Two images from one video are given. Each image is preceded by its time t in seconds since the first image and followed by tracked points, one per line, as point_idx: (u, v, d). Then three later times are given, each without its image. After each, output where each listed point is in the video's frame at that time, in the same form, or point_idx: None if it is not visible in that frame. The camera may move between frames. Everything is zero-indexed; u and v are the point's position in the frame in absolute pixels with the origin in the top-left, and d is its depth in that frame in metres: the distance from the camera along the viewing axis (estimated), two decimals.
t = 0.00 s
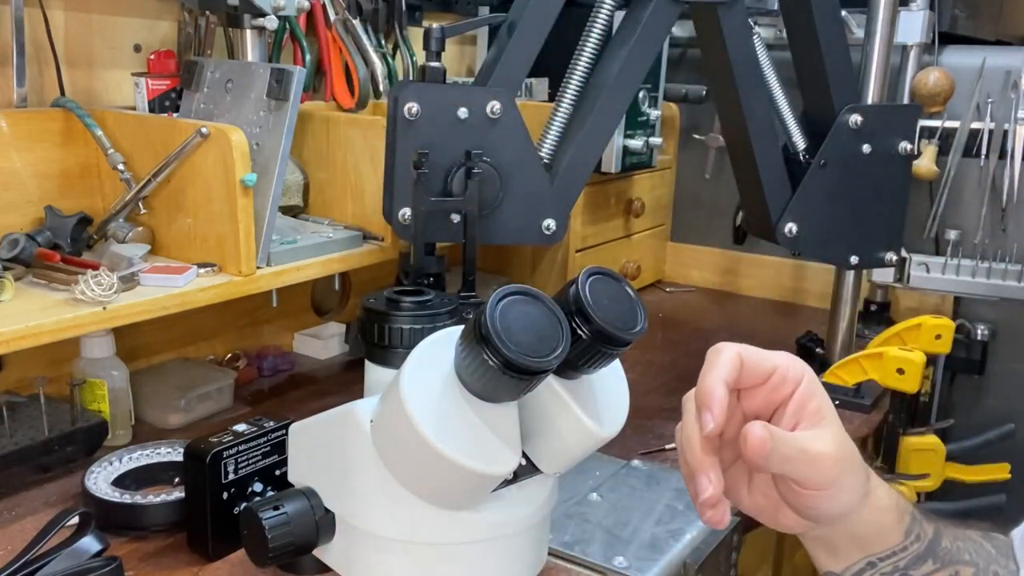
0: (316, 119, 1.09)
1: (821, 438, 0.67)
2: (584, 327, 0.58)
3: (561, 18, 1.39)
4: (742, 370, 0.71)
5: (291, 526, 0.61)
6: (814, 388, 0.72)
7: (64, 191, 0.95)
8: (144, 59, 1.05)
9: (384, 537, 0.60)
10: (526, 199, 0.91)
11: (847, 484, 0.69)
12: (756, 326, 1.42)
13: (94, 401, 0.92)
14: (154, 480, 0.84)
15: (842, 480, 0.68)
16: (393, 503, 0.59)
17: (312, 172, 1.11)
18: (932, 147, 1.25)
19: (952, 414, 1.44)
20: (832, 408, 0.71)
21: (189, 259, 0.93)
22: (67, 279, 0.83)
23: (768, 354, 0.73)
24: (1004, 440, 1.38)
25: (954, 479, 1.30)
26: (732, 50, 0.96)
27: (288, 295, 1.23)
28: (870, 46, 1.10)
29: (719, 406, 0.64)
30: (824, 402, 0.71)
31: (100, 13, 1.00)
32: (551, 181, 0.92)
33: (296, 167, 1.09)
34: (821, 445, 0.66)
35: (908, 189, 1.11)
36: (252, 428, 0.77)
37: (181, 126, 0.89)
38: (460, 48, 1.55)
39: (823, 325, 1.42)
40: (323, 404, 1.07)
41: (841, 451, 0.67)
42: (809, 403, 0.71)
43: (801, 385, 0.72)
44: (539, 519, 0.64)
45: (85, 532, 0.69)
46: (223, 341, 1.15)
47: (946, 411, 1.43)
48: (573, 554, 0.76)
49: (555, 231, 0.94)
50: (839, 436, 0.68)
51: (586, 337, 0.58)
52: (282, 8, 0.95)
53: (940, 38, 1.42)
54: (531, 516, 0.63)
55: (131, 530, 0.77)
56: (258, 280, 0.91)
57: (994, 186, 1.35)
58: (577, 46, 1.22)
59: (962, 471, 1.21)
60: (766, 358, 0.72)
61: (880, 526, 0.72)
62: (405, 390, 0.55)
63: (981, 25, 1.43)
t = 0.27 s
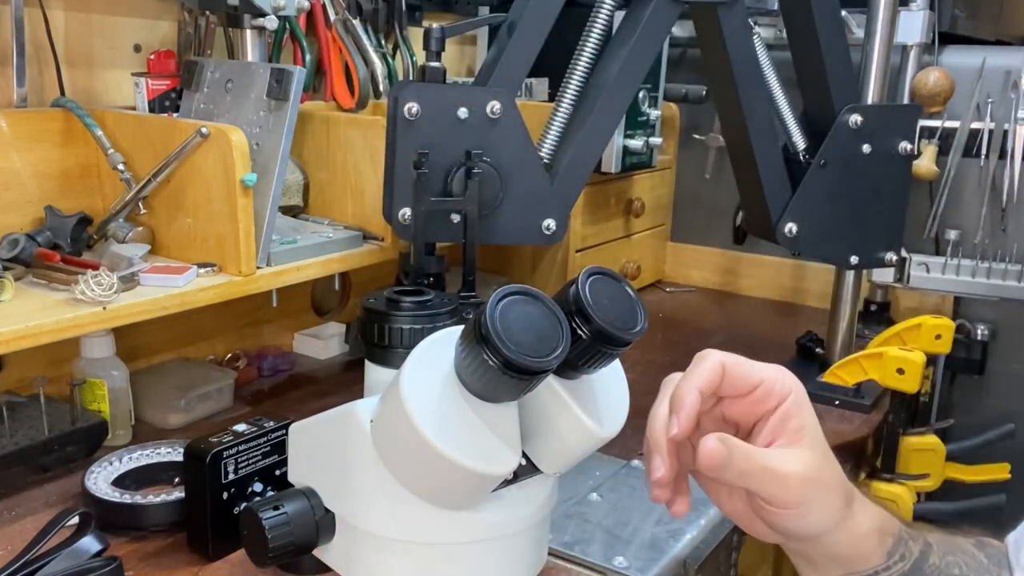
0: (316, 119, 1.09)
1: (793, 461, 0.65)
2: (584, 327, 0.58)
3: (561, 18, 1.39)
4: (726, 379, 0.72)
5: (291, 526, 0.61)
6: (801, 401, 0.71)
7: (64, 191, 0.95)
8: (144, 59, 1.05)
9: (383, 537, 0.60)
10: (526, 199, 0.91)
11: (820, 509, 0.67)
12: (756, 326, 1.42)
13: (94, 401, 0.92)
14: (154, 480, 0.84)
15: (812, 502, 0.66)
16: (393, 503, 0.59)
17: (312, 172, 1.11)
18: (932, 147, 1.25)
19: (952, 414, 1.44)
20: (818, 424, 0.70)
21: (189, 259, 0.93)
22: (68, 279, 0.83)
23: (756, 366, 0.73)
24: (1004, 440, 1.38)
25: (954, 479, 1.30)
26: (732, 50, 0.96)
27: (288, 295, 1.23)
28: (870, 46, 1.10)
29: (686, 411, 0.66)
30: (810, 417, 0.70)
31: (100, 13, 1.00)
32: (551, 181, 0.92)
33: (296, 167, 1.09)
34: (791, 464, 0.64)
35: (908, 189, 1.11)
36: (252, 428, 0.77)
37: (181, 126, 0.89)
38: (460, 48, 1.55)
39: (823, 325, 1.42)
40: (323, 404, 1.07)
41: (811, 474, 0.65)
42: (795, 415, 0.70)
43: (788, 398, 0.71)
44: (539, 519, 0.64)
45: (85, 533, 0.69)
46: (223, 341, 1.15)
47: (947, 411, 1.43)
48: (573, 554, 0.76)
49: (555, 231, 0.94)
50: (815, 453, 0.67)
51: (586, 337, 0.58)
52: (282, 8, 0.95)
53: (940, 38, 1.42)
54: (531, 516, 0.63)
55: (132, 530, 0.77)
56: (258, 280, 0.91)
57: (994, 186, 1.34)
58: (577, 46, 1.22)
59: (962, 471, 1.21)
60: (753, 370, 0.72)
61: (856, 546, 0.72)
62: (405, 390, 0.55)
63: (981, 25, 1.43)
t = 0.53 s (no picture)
0: (316, 119, 1.09)
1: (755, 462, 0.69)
2: (584, 326, 0.58)
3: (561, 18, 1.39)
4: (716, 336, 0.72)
5: (291, 526, 0.62)
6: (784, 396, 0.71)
7: (64, 192, 0.95)
8: (144, 59, 1.05)
9: (383, 537, 0.60)
10: (525, 200, 0.91)
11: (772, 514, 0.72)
12: (756, 326, 1.42)
13: (94, 401, 0.92)
14: (154, 480, 0.84)
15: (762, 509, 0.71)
16: (392, 503, 0.59)
17: (312, 172, 1.11)
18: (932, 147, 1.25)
19: (952, 414, 1.44)
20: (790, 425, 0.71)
21: (189, 259, 0.93)
22: (67, 279, 0.83)
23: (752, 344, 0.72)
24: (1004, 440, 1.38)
25: (954, 479, 1.30)
26: (732, 50, 0.96)
27: (288, 295, 1.23)
28: (870, 46, 1.10)
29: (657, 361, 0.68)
30: (786, 413, 0.71)
31: (100, 13, 1.00)
32: (551, 181, 0.92)
33: (296, 167, 1.09)
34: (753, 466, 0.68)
35: (908, 189, 1.11)
36: (252, 428, 0.77)
37: (181, 126, 0.89)
38: (460, 48, 1.55)
39: (823, 325, 1.42)
40: (323, 404, 1.07)
41: (765, 476, 0.70)
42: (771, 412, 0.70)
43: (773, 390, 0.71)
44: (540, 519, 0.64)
45: (85, 533, 0.69)
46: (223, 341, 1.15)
47: (947, 411, 1.43)
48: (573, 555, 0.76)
49: (555, 231, 0.94)
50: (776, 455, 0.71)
51: (586, 337, 0.58)
52: (282, 8, 0.95)
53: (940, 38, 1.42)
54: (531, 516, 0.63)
55: (132, 530, 0.77)
56: (258, 279, 0.91)
57: (994, 186, 1.35)
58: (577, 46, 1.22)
59: (963, 471, 1.21)
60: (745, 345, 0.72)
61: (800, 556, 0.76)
62: (405, 390, 0.55)
63: (980, 25, 1.43)
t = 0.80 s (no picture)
0: (316, 119, 1.09)
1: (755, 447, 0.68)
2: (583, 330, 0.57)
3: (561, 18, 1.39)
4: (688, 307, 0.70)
5: (291, 526, 0.62)
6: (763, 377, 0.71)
7: (64, 192, 0.95)
8: (144, 59, 1.05)
9: (384, 537, 0.60)
10: (526, 200, 0.91)
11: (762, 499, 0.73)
12: (756, 326, 1.42)
13: (94, 401, 0.92)
14: (154, 480, 0.85)
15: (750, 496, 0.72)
16: (392, 502, 0.59)
17: (312, 172, 1.11)
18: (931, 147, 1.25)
19: (952, 414, 1.44)
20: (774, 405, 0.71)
21: (189, 259, 0.93)
22: (67, 279, 0.83)
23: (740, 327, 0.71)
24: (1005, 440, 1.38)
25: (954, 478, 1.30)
26: (732, 50, 0.96)
27: (288, 295, 1.23)
28: (870, 46, 1.10)
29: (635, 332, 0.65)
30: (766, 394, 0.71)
31: (100, 13, 1.00)
32: (551, 181, 0.92)
33: (295, 167, 1.09)
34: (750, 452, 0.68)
35: (907, 189, 1.11)
36: (252, 428, 0.77)
37: (181, 126, 0.89)
38: (460, 48, 1.55)
39: (823, 325, 1.42)
40: (323, 404, 1.07)
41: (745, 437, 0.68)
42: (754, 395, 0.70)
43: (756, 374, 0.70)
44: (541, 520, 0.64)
45: (85, 532, 0.69)
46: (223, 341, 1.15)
47: (947, 412, 1.43)
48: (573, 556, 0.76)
49: (555, 231, 0.94)
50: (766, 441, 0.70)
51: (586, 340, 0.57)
52: (282, 8, 0.95)
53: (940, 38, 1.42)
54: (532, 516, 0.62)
55: (132, 530, 0.77)
56: (258, 279, 0.91)
57: (994, 186, 1.35)
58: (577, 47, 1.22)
59: (964, 470, 1.21)
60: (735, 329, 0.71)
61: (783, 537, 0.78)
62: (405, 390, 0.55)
63: (980, 25, 1.43)
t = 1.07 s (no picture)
0: (316, 119, 1.09)
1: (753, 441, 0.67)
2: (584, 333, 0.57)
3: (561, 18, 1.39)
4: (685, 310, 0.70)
5: (291, 526, 0.62)
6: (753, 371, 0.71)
7: (64, 192, 0.95)
8: (144, 59, 1.05)
9: (384, 537, 0.60)
10: (526, 200, 0.91)
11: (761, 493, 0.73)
12: (756, 326, 1.42)
13: (94, 401, 0.92)
14: (153, 480, 0.84)
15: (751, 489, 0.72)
16: (393, 504, 0.59)
17: (312, 172, 1.11)
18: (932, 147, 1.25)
19: (952, 414, 1.44)
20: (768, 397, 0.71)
21: (189, 259, 0.93)
22: (67, 279, 0.83)
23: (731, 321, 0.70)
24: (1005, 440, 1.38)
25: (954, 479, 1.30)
26: (732, 50, 0.96)
27: (288, 295, 1.23)
28: (870, 46, 1.10)
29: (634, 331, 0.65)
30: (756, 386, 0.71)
31: (100, 13, 1.00)
32: (551, 181, 0.92)
33: (295, 167, 1.09)
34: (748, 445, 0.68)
35: (907, 189, 1.11)
36: (252, 428, 0.77)
37: (181, 126, 0.89)
38: (460, 48, 1.55)
39: (823, 325, 1.42)
40: (323, 404, 1.07)
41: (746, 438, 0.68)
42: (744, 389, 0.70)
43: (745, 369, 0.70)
44: (542, 521, 0.64)
45: (85, 532, 0.69)
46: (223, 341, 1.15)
47: (947, 412, 1.43)
48: (573, 555, 0.76)
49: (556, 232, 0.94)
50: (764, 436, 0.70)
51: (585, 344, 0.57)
52: (282, 8, 0.95)
53: (940, 38, 1.41)
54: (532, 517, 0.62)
55: (132, 530, 0.77)
56: (258, 279, 0.91)
57: (994, 186, 1.35)
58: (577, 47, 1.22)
59: (964, 470, 1.22)
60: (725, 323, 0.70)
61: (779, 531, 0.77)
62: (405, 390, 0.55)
63: (981, 25, 1.43)
